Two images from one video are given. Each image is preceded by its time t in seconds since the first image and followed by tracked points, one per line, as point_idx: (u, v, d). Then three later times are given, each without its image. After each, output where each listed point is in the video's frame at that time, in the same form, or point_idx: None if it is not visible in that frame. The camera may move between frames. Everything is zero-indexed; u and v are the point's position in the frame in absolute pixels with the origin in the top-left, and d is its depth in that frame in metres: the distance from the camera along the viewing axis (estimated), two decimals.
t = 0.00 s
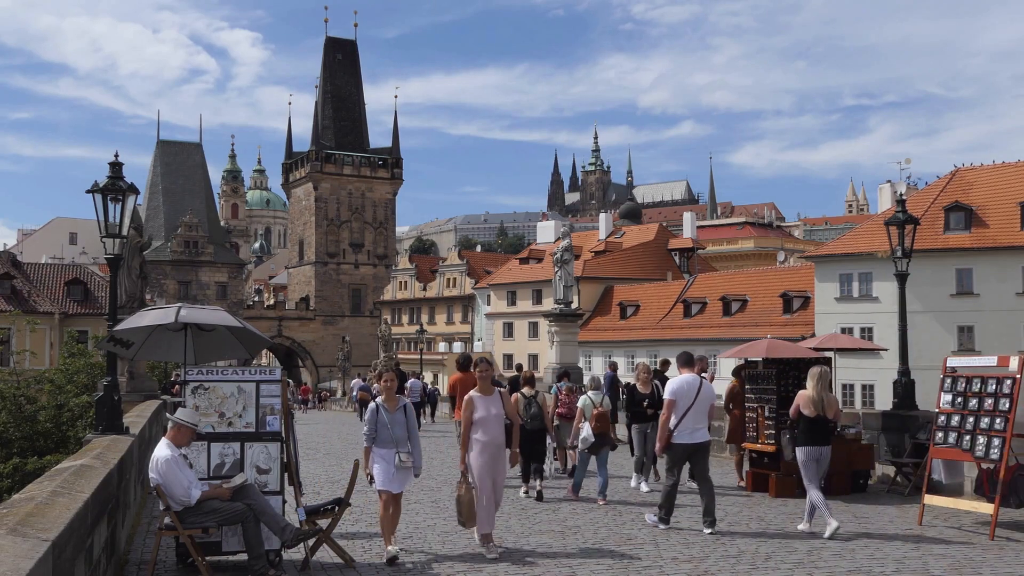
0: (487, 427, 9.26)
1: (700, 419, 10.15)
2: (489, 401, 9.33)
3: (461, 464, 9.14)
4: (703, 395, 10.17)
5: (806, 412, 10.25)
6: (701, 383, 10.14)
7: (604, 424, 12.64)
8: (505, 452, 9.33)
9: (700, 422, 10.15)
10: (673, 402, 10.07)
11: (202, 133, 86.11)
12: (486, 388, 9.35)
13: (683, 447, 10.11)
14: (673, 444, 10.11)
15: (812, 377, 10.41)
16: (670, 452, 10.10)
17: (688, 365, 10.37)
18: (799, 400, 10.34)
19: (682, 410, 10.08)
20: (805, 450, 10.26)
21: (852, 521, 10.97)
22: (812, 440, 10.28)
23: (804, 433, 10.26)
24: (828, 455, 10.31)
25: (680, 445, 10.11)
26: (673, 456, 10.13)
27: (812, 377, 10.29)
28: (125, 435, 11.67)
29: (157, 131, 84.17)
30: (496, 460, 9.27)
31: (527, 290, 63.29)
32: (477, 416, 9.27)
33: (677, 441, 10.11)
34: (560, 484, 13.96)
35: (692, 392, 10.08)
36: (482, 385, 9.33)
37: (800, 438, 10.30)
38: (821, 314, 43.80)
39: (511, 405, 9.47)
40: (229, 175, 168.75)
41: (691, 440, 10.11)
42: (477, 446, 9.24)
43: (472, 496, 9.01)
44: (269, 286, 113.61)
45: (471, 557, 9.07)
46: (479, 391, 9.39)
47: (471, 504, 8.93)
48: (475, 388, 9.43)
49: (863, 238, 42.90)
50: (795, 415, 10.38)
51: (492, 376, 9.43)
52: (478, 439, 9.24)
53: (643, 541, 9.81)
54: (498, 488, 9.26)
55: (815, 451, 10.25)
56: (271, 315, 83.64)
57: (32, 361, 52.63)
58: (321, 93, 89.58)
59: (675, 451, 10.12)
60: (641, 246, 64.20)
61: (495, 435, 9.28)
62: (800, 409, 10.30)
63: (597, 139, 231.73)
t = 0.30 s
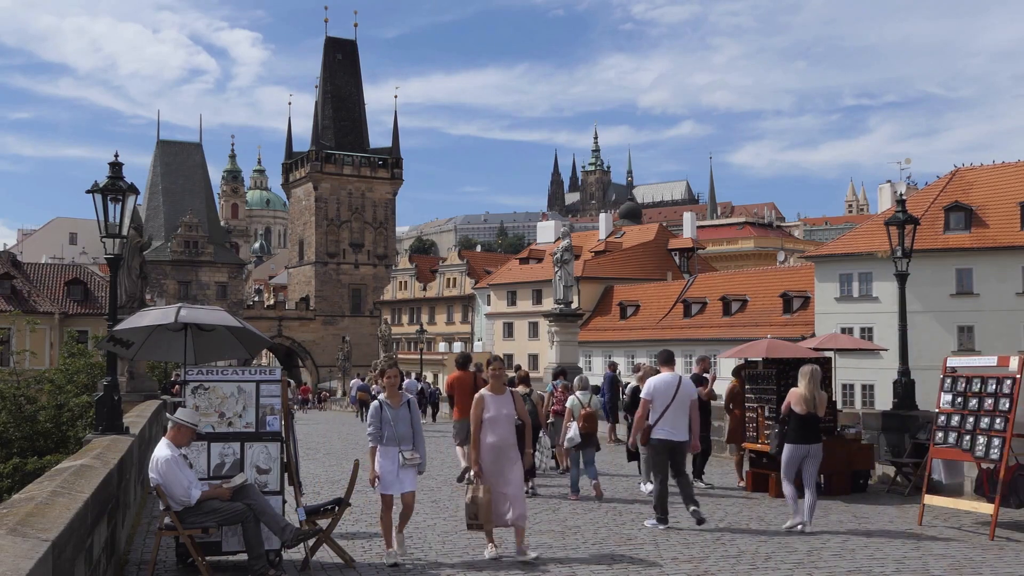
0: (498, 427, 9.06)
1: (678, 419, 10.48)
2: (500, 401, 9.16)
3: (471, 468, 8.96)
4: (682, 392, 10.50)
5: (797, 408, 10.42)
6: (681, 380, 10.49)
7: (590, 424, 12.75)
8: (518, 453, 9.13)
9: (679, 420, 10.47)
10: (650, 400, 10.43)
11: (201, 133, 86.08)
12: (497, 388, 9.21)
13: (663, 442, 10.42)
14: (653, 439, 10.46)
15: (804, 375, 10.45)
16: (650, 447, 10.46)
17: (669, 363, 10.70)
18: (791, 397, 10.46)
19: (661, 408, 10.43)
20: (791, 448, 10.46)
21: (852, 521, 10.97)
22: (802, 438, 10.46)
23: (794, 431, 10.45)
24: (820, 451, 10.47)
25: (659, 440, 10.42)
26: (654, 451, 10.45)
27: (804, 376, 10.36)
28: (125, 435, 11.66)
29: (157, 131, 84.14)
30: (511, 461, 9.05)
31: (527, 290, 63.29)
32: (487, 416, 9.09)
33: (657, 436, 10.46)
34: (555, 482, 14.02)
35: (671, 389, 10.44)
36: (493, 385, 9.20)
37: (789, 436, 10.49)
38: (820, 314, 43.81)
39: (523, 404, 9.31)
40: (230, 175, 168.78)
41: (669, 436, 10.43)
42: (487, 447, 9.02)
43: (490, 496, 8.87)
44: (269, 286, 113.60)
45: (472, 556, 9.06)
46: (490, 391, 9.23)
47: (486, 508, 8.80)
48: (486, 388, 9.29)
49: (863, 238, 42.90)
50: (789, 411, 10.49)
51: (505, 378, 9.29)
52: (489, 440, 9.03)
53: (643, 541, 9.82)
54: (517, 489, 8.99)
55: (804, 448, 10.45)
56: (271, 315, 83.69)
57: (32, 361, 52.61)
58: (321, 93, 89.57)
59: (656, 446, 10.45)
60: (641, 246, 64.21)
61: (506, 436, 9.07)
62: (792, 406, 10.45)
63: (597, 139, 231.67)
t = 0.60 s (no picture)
0: (519, 432, 8.80)
1: (666, 418, 10.60)
2: (522, 403, 8.90)
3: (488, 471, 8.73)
4: (667, 393, 10.66)
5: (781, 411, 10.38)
6: (665, 380, 10.68)
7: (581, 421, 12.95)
8: (539, 458, 8.86)
9: (666, 419, 10.59)
10: (635, 399, 10.58)
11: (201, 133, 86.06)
12: (518, 391, 8.96)
13: (653, 440, 10.52)
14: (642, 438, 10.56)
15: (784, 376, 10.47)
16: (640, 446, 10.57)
17: (654, 364, 10.87)
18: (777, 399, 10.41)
19: (647, 408, 10.57)
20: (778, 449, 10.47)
21: (852, 521, 10.98)
22: (788, 439, 10.45)
23: (779, 433, 10.44)
24: (807, 451, 10.49)
25: (650, 438, 10.52)
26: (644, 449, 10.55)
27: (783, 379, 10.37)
28: (125, 435, 11.67)
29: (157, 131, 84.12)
30: (531, 468, 8.80)
31: (527, 290, 63.31)
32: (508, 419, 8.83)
33: (647, 434, 10.56)
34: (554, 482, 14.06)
35: (657, 388, 10.62)
36: (513, 386, 8.96)
37: (774, 437, 10.51)
38: (821, 314, 43.80)
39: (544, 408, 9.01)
40: (230, 175, 168.78)
41: (658, 436, 10.52)
42: (507, 452, 8.77)
43: (505, 503, 8.55)
44: (269, 286, 113.61)
45: (474, 557, 9.06)
46: (511, 392, 8.97)
47: (501, 512, 8.54)
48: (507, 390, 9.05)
49: (862, 238, 42.90)
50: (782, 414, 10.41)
51: (525, 378, 9.06)
52: (508, 444, 8.78)
53: (643, 541, 9.81)
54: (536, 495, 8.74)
55: (790, 449, 10.44)
56: (271, 315, 83.74)
57: (32, 361, 52.60)
58: (320, 93, 89.56)
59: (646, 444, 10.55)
60: (641, 246, 64.22)
61: (528, 440, 8.81)
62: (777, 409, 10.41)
63: (597, 139, 231.67)
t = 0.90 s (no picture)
0: (532, 433, 8.63)
1: (656, 419, 10.65)
2: (535, 403, 8.73)
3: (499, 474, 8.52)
4: (659, 395, 10.71)
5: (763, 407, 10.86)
6: (659, 382, 10.70)
7: (580, 419, 13.02)
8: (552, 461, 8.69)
9: (656, 420, 10.64)
10: (628, 399, 10.60)
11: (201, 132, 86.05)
12: (531, 390, 8.78)
13: (641, 441, 10.56)
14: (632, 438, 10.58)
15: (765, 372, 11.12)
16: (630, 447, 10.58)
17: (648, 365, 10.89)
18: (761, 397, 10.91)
19: (639, 408, 10.60)
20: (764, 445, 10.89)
21: (853, 521, 10.97)
22: (772, 436, 10.89)
23: (764, 430, 10.90)
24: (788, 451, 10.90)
25: (639, 440, 10.56)
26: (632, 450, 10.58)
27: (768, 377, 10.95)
28: (125, 435, 11.66)
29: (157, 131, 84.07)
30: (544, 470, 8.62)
31: (527, 290, 63.33)
32: (521, 419, 8.65)
33: (636, 435, 10.58)
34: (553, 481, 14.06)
35: (650, 390, 10.64)
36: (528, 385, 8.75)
37: (761, 434, 10.93)
38: (820, 314, 43.80)
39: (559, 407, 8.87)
40: (230, 175, 168.74)
41: (648, 436, 10.58)
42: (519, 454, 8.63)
43: (513, 506, 8.34)
44: (269, 286, 113.65)
45: (474, 557, 9.06)
46: (524, 392, 8.79)
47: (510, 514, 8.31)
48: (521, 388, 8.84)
49: (862, 238, 42.90)
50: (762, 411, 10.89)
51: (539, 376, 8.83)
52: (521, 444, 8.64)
53: (644, 541, 9.81)
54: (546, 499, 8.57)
55: (774, 446, 10.86)
56: (271, 315, 83.77)
57: (32, 361, 52.61)
58: (321, 93, 89.56)
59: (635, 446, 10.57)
60: (641, 246, 64.23)
61: (542, 441, 8.64)
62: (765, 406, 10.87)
63: (597, 139, 231.67)
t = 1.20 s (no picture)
0: (544, 434, 8.43)
1: (646, 416, 10.68)
2: (546, 406, 8.54)
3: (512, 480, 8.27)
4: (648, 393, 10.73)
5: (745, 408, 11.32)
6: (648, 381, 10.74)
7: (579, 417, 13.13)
8: (566, 464, 8.47)
9: (645, 418, 10.68)
10: (622, 395, 10.58)
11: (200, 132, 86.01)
12: (541, 392, 8.61)
13: (629, 440, 10.62)
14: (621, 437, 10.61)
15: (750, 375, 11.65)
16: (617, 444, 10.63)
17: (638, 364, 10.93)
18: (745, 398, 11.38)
19: (630, 405, 10.60)
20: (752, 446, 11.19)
21: (854, 522, 10.96)
22: (758, 436, 11.19)
23: (752, 430, 11.19)
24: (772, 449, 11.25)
25: (627, 438, 10.61)
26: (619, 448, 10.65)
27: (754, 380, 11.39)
28: (124, 435, 11.66)
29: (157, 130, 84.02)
30: (557, 473, 8.39)
31: (527, 290, 63.33)
32: (533, 422, 8.47)
33: (624, 434, 10.61)
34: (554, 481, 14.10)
35: (640, 389, 10.66)
36: (538, 387, 8.59)
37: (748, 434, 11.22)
38: (820, 314, 43.81)
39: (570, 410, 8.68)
40: (229, 175, 168.63)
41: (636, 435, 10.62)
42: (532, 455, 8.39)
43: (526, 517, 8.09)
44: (269, 286, 113.66)
45: (474, 557, 9.06)
46: (533, 395, 8.63)
47: (523, 527, 8.04)
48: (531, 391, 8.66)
49: (862, 238, 42.88)
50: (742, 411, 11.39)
51: (548, 377, 8.65)
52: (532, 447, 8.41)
53: (643, 541, 9.81)
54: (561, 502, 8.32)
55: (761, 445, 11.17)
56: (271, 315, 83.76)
57: (32, 361, 52.60)
58: (321, 93, 89.53)
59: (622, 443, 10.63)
60: (641, 246, 64.23)
61: (555, 444, 8.43)
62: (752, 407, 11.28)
63: (597, 139, 231.66)
